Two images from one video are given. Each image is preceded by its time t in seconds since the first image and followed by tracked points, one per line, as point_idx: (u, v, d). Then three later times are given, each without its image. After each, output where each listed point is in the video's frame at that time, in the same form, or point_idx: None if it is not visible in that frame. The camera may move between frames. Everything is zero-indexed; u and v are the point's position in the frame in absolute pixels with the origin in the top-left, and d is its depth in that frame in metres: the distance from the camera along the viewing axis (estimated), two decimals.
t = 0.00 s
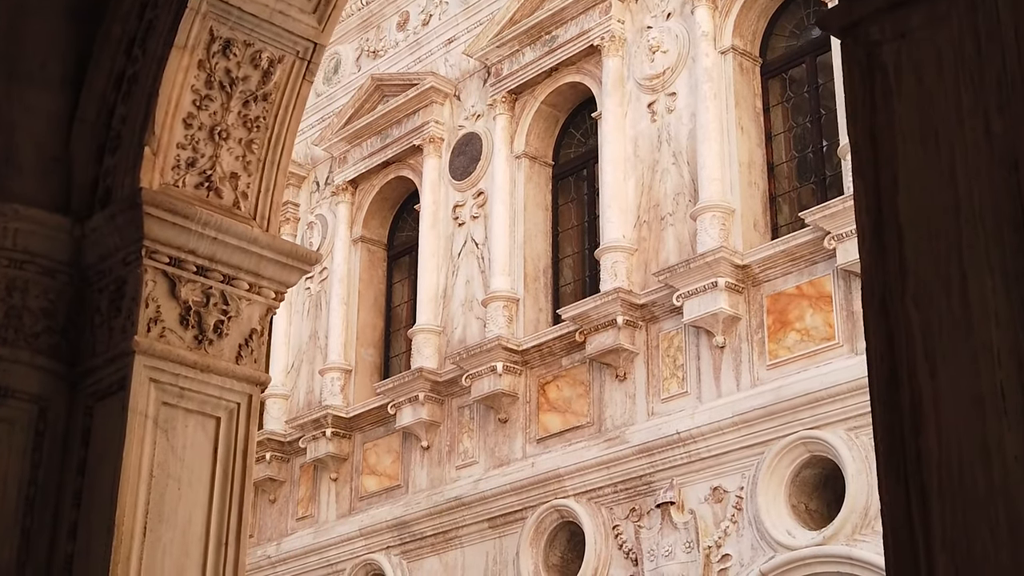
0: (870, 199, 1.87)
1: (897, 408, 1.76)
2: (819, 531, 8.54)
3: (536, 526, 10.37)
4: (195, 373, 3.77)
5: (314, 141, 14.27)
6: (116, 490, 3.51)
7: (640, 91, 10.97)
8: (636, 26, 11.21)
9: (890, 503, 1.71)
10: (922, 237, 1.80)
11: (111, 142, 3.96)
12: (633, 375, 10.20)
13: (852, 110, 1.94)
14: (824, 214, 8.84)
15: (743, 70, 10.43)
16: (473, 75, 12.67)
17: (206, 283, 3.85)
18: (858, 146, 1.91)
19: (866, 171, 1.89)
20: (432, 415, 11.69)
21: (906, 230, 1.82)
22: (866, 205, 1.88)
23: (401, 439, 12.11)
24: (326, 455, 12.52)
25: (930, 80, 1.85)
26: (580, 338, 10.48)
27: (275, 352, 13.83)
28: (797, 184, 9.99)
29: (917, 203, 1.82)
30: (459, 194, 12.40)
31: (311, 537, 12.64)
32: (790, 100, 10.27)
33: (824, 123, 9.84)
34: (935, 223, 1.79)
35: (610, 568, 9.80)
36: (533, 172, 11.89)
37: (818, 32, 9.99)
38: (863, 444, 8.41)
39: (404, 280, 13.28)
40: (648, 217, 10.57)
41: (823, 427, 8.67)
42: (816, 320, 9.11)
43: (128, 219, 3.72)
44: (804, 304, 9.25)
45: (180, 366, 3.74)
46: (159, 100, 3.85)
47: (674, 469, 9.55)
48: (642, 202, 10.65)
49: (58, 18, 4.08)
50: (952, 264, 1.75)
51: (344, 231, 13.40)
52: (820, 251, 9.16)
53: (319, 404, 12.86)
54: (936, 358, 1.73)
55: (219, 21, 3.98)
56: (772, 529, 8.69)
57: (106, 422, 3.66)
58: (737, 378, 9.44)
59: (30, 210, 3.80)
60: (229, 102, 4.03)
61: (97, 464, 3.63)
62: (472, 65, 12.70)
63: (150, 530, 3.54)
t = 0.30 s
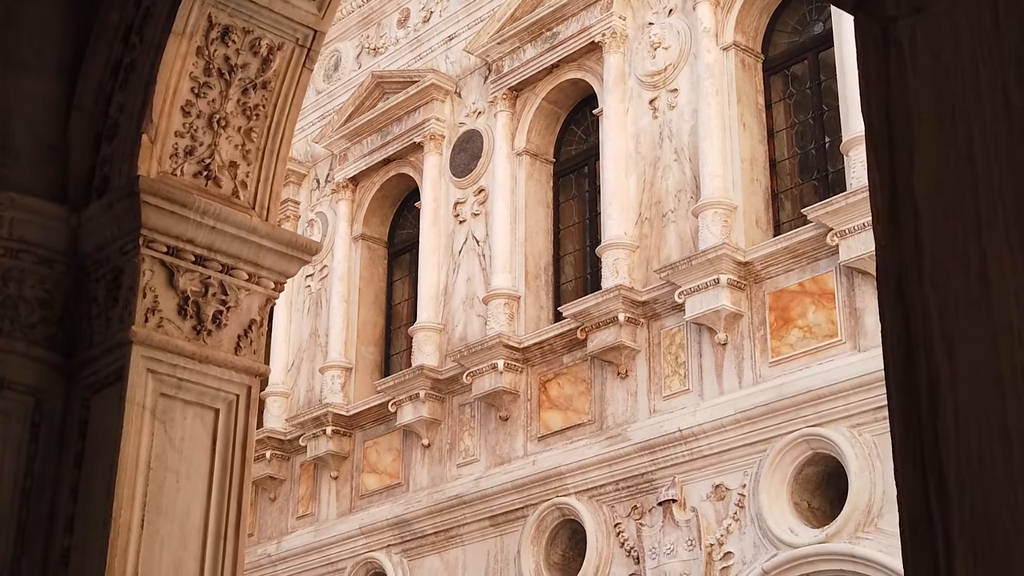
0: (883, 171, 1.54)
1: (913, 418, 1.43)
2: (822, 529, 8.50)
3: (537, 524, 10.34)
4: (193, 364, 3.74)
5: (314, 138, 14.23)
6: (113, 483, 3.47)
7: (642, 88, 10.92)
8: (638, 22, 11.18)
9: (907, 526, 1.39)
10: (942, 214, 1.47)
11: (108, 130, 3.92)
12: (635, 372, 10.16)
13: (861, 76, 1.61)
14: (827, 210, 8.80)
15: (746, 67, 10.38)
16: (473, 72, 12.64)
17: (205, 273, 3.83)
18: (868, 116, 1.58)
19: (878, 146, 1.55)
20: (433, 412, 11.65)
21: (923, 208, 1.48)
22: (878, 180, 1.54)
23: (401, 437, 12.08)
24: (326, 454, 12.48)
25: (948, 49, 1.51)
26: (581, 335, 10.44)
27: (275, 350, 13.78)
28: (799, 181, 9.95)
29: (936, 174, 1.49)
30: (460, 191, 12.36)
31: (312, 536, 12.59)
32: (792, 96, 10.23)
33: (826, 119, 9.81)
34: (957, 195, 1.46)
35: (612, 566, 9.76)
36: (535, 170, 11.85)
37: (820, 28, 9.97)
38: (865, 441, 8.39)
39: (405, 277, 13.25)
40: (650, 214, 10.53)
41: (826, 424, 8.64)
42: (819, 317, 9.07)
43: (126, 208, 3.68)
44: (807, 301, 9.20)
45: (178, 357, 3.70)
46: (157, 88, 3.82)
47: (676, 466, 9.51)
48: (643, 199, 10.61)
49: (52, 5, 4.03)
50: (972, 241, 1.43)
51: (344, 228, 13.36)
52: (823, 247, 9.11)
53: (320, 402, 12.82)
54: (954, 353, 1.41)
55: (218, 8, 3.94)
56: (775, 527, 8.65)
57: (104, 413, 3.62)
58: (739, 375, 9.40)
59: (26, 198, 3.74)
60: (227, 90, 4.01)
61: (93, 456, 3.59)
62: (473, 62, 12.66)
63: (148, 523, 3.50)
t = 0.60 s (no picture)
0: (895, 140, 1.40)
1: (930, 404, 1.30)
2: (825, 526, 8.45)
3: (539, 522, 10.30)
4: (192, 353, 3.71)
5: (314, 136, 14.20)
6: (110, 473, 3.43)
7: (643, 84, 10.88)
8: (639, 19, 11.15)
9: (923, 516, 1.27)
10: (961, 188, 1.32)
11: (105, 117, 3.89)
12: (636, 369, 10.12)
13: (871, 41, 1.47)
14: (830, 206, 8.76)
15: (748, 62, 10.34)
16: (474, 68, 12.60)
17: (203, 262, 3.79)
18: (878, 84, 1.44)
19: (889, 114, 1.41)
20: (433, 410, 11.61)
21: (939, 180, 1.34)
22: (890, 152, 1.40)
23: (402, 434, 12.04)
24: (326, 452, 12.44)
25: (965, 17, 1.36)
26: (583, 332, 10.40)
27: (275, 348, 13.74)
28: (801, 177, 9.90)
29: (955, 142, 1.34)
30: (460, 188, 12.32)
31: (312, 534, 12.55)
32: (794, 92, 10.18)
33: (828, 116, 9.78)
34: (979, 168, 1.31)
35: (613, 564, 9.71)
36: (536, 167, 11.81)
37: (822, 24, 9.94)
38: (868, 438, 8.37)
39: (405, 275, 13.21)
40: (651, 210, 10.48)
41: (829, 421, 8.61)
42: (821, 313, 9.03)
43: (123, 195, 3.65)
44: (809, 297, 9.16)
45: (176, 346, 3.67)
46: (156, 74, 3.79)
47: (678, 463, 9.47)
48: (645, 196, 10.57)
49: None
50: (991, 216, 1.29)
51: (344, 226, 13.32)
52: (825, 244, 9.08)
53: (320, 400, 12.78)
54: (973, 336, 1.28)
55: None
56: (777, 525, 8.60)
57: (101, 403, 3.58)
58: (741, 372, 9.36)
59: (23, 185, 3.69)
60: (226, 77, 3.99)
61: (90, 447, 3.55)
62: (474, 59, 12.63)
63: (145, 514, 3.46)
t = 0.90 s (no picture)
0: (910, 114, 1.37)
1: (947, 383, 1.28)
2: (827, 524, 8.40)
3: (539, 520, 10.26)
4: (190, 342, 3.68)
5: (314, 133, 14.17)
6: (107, 464, 3.40)
7: (645, 81, 10.85)
8: (641, 15, 11.11)
9: (938, 497, 1.24)
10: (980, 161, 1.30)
11: (103, 104, 3.86)
12: (638, 367, 10.08)
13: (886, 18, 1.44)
14: (832, 203, 8.72)
15: (750, 58, 10.30)
16: (475, 65, 12.56)
17: (201, 251, 3.76)
18: (892, 60, 1.41)
19: (904, 90, 1.38)
20: (434, 408, 11.58)
21: (954, 157, 1.32)
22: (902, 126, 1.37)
23: (403, 432, 12.01)
24: (327, 450, 12.41)
25: None
26: (584, 329, 10.36)
27: (275, 347, 13.71)
28: (803, 173, 9.86)
29: (972, 115, 1.32)
30: (461, 186, 12.29)
31: (312, 532, 12.52)
32: (796, 88, 10.14)
33: (831, 112, 9.74)
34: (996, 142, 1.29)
35: (614, 561, 9.67)
36: (537, 164, 11.77)
37: (825, 20, 9.91)
38: (870, 435, 8.34)
39: (406, 272, 13.18)
40: (653, 207, 10.45)
41: (832, 418, 8.58)
42: (824, 310, 9.00)
43: (121, 182, 3.62)
44: (811, 294, 9.12)
45: (175, 336, 3.64)
46: (153, 60, 3.76)
47: (679, 461, 9.44)
48: (646, 192, 10.53)
49: None
50: (1008, 190, 1.27)
51: (344, 223, 13.29)
52: (828, 240, 9.04)
53: (320, 398, 12.75)
54: (992, 314, 1.26)
55: None
56: (779, 522, 8.56)
57: (97, 393, 3.55)
58: (743, 369, 9.33)
59: (18, 172, 3.66)
60: (225, 63, 3.97)
61: (86, 437, 3.52)
62: (475, 56, 12.59)
63: (142, 505, 3.43)
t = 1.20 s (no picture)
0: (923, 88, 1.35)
1: (963, 363, 1.25)
2: (829, 521, 8.36)
3: (540, 518, 10.22)
4: (188, 332, 3.65)
5: (314, 131, 14.13)
6: (104, 455, 3.36)
7: (646, 77, 10.82)
8: (642, 12, 11.08)
9: (955, 488, 1.22)
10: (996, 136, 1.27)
11: (100, 91, 3.82)
12: (639, 364, 10.05)
13: None
14: (834, 199, 8.69)
15: (751, 55, 10.27)
16: (476, 62, 12.52)
17: (200, 239, 3.73)
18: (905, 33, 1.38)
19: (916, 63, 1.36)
20: (434, 406, 11.54)
21: (970, 132, 1.29)
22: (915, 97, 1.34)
23: (403, 430, 11.97)
24: (327, 448, 12.37)
25: None
26: (586, 326, 10.32)
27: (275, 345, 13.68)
28: (805, 170, 9.82)
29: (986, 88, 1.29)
30: (462, 183, 12.25)
31: (312, 531, 12.48)
32: (798, 85, 10.11)
33: (833, 109, 9.71)
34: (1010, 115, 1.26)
35: (615, 559, 9.63)
36: (538, 161, 11.73)
37: (827, 16, 9.88)
38: (873, 432, 8.31)
39: (407, 270, 13.14)
40: (654, 204, 10.41)
41: (834, 415, 8.55)
42: (826, 307, 8.96)
43: (117, 169, 3.58)
44: (813, 291, 9.09)
45: (172, 326, 3.61)
46: (151, 47, 3.72)
47: (681, 459, 9.40)
48: (647, 189, 10.50)
49: None
50: None
51: (345, 221, 13.25)
52: (830, 237, 9.00)
53: (320, 396, 12.71)
54: (1008, 290, 1.22)
55: None
56: (781, 519, 8.52)
57: (94, 383, 3.51)
58: (744, 366, 9.29)
59: (13, 159, 3.62)
60: (224, 50, 3.95)
61: (83, 427, 3.49)
62: (476, 53, 12.55)
63: (140, 496, 3.40)
